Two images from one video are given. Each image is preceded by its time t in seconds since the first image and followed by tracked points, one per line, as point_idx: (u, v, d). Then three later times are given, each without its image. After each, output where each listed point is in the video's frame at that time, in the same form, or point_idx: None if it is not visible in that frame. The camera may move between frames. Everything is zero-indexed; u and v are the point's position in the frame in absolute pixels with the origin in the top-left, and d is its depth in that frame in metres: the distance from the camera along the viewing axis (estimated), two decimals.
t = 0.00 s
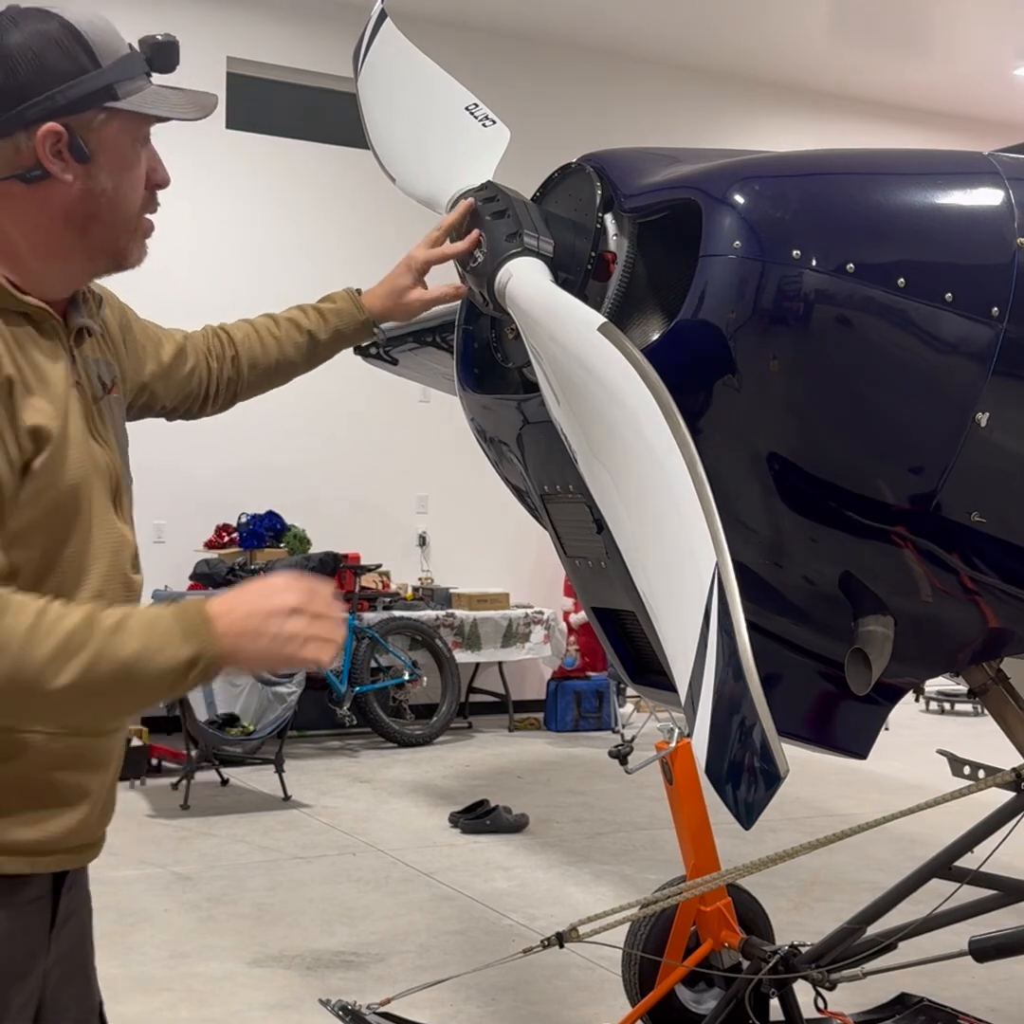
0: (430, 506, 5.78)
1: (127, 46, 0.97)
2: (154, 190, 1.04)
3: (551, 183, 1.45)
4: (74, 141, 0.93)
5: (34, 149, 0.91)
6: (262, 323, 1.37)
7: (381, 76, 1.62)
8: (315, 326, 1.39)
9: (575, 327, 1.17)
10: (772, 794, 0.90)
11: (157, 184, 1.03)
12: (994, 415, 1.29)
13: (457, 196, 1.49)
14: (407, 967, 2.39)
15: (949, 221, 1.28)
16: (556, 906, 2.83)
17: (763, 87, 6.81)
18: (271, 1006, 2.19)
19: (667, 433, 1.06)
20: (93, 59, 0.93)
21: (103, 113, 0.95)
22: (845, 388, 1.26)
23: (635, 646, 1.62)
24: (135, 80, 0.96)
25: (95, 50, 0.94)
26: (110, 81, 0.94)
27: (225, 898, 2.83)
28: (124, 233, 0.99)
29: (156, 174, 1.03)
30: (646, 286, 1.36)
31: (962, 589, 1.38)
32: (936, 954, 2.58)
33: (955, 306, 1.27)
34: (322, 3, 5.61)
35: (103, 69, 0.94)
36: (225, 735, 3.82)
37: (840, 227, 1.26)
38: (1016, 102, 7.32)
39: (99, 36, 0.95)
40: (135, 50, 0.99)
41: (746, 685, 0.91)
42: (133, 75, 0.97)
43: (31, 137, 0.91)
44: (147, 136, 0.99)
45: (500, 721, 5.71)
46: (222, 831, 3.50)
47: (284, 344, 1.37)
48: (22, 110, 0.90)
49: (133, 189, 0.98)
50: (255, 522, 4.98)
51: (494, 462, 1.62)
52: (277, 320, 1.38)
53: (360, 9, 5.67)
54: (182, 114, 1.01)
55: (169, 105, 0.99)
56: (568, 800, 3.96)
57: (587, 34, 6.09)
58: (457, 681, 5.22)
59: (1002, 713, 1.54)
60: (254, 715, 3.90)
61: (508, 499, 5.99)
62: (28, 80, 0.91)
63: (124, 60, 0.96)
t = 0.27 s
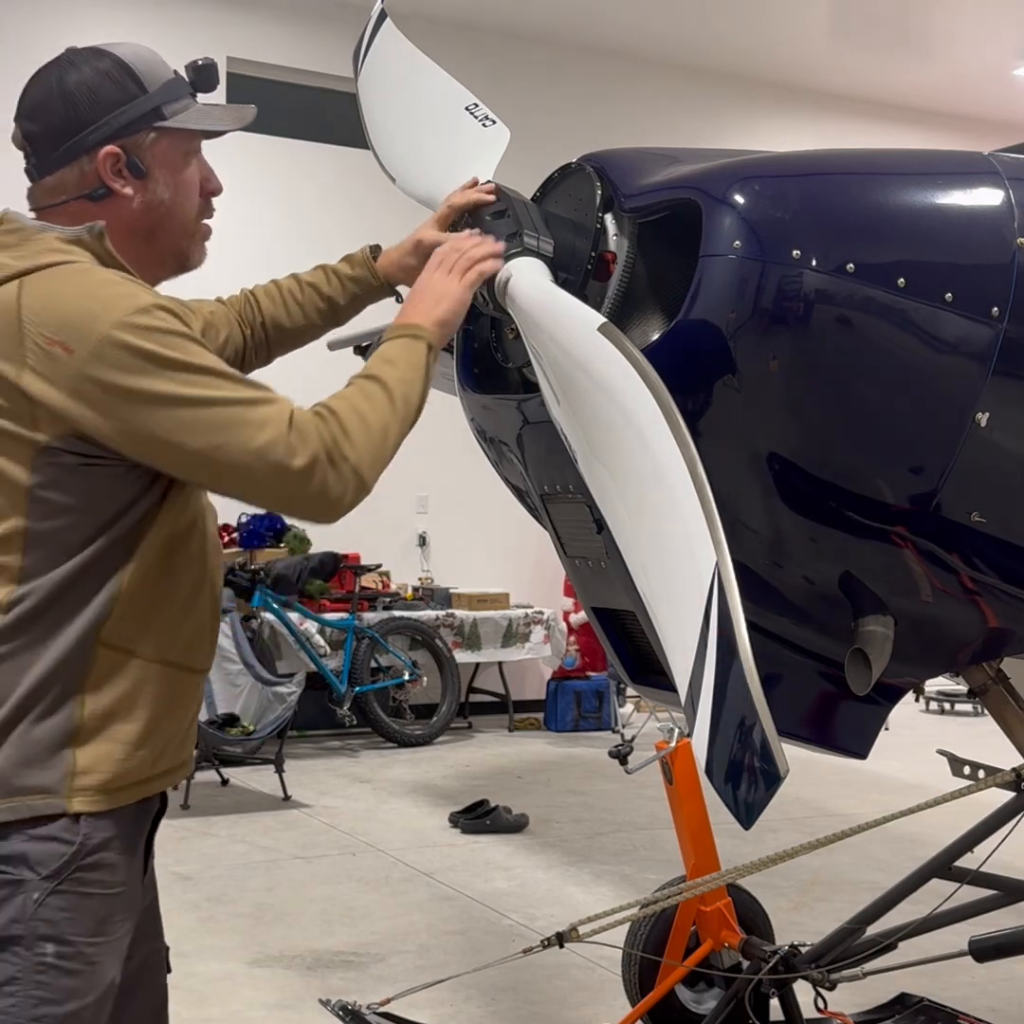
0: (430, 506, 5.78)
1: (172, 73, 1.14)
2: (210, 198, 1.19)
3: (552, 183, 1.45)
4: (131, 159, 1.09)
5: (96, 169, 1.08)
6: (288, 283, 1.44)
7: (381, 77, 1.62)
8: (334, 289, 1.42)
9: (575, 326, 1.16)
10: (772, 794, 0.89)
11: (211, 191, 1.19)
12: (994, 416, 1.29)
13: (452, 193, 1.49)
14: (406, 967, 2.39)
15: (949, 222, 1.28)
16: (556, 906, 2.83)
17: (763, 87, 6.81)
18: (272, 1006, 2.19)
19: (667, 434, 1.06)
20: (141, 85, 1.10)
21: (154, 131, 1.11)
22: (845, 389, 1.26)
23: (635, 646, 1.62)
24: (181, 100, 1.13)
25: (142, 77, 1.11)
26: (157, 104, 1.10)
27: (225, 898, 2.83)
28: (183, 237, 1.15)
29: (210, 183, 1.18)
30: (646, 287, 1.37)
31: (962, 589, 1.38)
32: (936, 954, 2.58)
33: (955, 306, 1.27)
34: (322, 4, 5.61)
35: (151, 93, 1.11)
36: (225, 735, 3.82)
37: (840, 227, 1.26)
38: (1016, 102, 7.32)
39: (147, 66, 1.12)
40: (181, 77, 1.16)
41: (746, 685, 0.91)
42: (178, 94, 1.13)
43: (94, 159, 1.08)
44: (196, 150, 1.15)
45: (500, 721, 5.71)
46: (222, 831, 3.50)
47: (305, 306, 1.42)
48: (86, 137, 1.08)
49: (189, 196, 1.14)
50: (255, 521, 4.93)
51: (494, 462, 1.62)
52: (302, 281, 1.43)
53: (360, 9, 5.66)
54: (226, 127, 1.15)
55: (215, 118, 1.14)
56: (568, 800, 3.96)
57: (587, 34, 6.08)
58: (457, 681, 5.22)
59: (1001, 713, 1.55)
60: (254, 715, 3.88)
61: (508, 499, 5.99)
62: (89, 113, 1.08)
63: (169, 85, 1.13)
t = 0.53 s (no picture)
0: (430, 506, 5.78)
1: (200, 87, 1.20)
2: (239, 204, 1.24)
3: (552, 184, 1.45)
4: (158, 169, 1.16)
5: (125, 178, 1.15)
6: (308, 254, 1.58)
7: (381, 77, 1.63)
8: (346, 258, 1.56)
9: (573, 324, 1.16)
10: (772, 794, 0.89)
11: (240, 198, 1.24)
12: (994, 416, 1.29)
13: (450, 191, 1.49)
14: (406, 967, 2.39)
15: (948, 221, 1.28)
16: (556, 906, 2.83)
17: (763, 87, 6.81)
18: (272, 1006, 2.19)
19: (667, 434, 1.06)
20: (167, 99, 1.16)
21: (180, 143, 1.16)
22: (844, 389, 1.26)
23: (635, 646, 1.62)
24: (207, 111, 1.18)
25: (168, 91, 1.16)
26: (182, 116, 1.16)
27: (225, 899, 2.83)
28: (212, 242, 1.22)
29: (238, 190, 1.23)
30: (646, 288, 1.37)
31: (962, 589, 1.38)
32: (936, 953, 2.58)
33: (955, 306, 1.27)
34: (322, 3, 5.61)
35: (176, 106, 1.16)
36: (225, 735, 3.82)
37: (840, 226, 1.26)
38: (1016, 102, 7.32)
39: (175, 80, 1.18)
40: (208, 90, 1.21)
41: (745, 685, 0.91)
42: (205, 106, 1.18)
43: (124, 170, 1.15)
44: (223, 157, 1.20)
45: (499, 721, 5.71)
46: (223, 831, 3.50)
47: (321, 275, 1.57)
48: (116, 150, 1.14)
49: (217, 203, 1.20)
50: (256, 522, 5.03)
51: (494, 462, 1.62)
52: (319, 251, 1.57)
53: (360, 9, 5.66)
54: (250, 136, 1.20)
55: (238, 128, 1.19)
56: (568, 800, 3.96)
57: (587, 34, 6.08)
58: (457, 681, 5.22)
59: (1001, 713, 1.55)
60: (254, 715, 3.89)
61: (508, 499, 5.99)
62: (118, 125, 1.15)
63: (195, 97, 1.18)
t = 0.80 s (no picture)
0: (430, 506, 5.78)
1: (219, 90, 1.20)
2: (255, 207, 1.24)
3: (552, 183, 1.45)
4: (175, 173, 1.16)
5: (142, 182, 1.15)
6: (310, 242, 1.58)
7: (380, 76, 1.63)
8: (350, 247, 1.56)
9: (575, 324, 1.16)
10: (772, 794, 0.89)
11: (256, 202, 1.24)
12: (994, 415, 1.29)
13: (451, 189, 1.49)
14: (407, 967, 2.39)
15: (948, 221, 1.28)
16: (556, 906, 2.83)
17: (763, 87, 6.80)
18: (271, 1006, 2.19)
19: (667, 433, 1.06)
20: (186, 104, 1.16)
21: (197, 147, 1.16)
22: (844, 389, 1.27)
23: (635, 645, 1.62)
24: (225, 115, 1.18)
25: (188, 98, 1.16)
26: (200, 121, 1.16)
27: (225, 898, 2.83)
28: (228, 245, 1.22)
29: (254, 192, 1.23)
30: (646, 288, 1.37)
31: (962, 589, 1.38)
32: (936, 953, 2.58)
33: (955, 306, 1.27)
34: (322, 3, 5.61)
35: (194, 112, 1.16)
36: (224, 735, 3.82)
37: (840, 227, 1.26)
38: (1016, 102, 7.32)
39: (195, 85, 1.18)
40: (227, 93, 1.21)
41: (745, 686, 0.91)
42: (223, 110, 1.18)
43: (141, 173, 1.15)
44: (240, 161, 1.20)
45: (499, 721, 5.71)
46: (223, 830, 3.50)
47: (325, 264, 1.57)
48: (134, 154, 1.15)
49: (233, 205, 1.20)
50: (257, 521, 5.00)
51: (494, 461, 1.62)
52: (323, 239, 1.58)
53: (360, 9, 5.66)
54: (268, 141, 1.20)
55: (256, 133, 1.19)
56: (568, 800, 3.96)
57: (587, 34, 6.08)
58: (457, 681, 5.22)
59: (1002, 713, 1.55)
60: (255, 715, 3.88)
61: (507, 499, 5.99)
62: (136, 129, 1.15)
63: (214, 100, 1.18)
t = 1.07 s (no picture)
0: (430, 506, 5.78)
1: (226, 88, 1.20)
2: (261, 205, 1.24)
3: (552, 183, 1.45)
4: (182, 172, 1.16)
5: (149, 181, 1.15)
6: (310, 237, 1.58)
7: (381, 76, 1.63)
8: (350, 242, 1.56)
9: (577, 326, 1.16)
10: (772, 794, 0.89)
11: (262, 200, 1.23)
12: (994, 415, 1.29)
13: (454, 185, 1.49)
14: (407, 967, 2.39)
15: (947, 221, 1.28)
16: (557, 906, 2.83)
17: (763, 87, 6.80)
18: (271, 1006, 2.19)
19: (667, 435, 1.06)
20: (193, 103, 1.16)
21: (205, 146, 1.16)
22: (845, 389, 1.27)
23: (634, 645, 1.62)
24: (231, 114, 1.18)
25: (195, 96, 1.16)
26: (207, 119, 1.16)
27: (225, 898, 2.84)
28: (234, 244, 1.22)
29: (260, 192, 1.22)
30: (646, 288, 1.37)
31: (962, 589, 1.38)
32: (936, 953, 2.58)
33: (955, 306, 1.27)
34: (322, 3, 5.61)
35: (201, 111, 1.16)
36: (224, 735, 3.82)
37: (841, 227, 1.26)
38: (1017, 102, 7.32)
39: (201, 84, 1.18)
40: (234, 92, 1.21)
41: (745, 686, 0.91)
42: (230, 109, 1.18)
43: (148, 172, 1.15)
44: (246, 161, 1.20)
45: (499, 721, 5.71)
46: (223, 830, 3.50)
47: (326, 259, 1.57)
48: (140, 153, 1.15)
49: (238, 204, 1.20)
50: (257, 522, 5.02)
51: (494, 461, 1.62)
52: (323, 234, 1.58)
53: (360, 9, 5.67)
54: (275, 140, 1.20)
55: (263, 133, 1.19)
56: (568, 800, 3.96)
57: (587, 34, 6.08)
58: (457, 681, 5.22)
59: (1001, 713, 1.54)
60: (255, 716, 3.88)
61: (507, 499, 5.98)
62: (143, 128, 1.15)
63: (220, 100, 1.18)
